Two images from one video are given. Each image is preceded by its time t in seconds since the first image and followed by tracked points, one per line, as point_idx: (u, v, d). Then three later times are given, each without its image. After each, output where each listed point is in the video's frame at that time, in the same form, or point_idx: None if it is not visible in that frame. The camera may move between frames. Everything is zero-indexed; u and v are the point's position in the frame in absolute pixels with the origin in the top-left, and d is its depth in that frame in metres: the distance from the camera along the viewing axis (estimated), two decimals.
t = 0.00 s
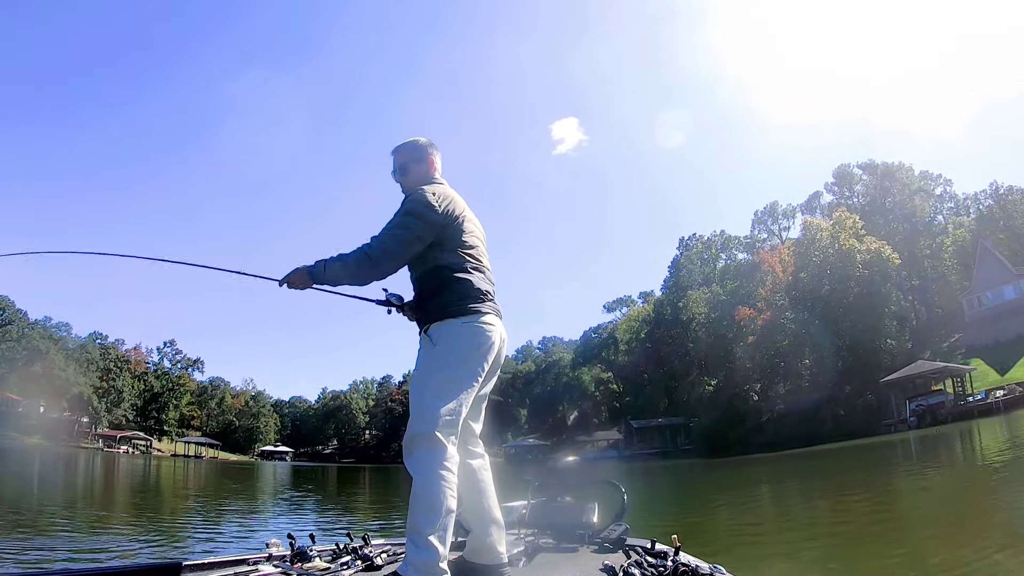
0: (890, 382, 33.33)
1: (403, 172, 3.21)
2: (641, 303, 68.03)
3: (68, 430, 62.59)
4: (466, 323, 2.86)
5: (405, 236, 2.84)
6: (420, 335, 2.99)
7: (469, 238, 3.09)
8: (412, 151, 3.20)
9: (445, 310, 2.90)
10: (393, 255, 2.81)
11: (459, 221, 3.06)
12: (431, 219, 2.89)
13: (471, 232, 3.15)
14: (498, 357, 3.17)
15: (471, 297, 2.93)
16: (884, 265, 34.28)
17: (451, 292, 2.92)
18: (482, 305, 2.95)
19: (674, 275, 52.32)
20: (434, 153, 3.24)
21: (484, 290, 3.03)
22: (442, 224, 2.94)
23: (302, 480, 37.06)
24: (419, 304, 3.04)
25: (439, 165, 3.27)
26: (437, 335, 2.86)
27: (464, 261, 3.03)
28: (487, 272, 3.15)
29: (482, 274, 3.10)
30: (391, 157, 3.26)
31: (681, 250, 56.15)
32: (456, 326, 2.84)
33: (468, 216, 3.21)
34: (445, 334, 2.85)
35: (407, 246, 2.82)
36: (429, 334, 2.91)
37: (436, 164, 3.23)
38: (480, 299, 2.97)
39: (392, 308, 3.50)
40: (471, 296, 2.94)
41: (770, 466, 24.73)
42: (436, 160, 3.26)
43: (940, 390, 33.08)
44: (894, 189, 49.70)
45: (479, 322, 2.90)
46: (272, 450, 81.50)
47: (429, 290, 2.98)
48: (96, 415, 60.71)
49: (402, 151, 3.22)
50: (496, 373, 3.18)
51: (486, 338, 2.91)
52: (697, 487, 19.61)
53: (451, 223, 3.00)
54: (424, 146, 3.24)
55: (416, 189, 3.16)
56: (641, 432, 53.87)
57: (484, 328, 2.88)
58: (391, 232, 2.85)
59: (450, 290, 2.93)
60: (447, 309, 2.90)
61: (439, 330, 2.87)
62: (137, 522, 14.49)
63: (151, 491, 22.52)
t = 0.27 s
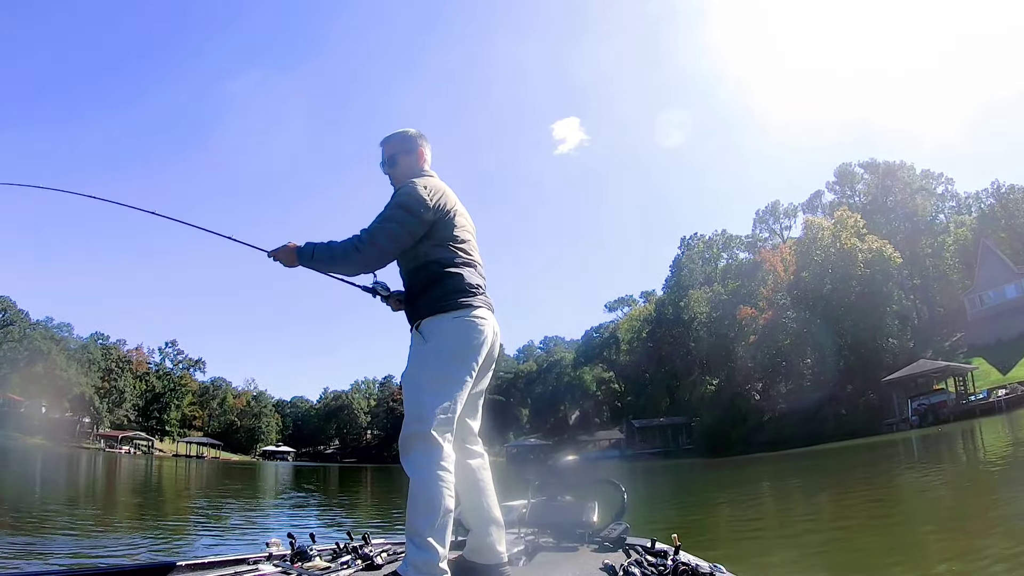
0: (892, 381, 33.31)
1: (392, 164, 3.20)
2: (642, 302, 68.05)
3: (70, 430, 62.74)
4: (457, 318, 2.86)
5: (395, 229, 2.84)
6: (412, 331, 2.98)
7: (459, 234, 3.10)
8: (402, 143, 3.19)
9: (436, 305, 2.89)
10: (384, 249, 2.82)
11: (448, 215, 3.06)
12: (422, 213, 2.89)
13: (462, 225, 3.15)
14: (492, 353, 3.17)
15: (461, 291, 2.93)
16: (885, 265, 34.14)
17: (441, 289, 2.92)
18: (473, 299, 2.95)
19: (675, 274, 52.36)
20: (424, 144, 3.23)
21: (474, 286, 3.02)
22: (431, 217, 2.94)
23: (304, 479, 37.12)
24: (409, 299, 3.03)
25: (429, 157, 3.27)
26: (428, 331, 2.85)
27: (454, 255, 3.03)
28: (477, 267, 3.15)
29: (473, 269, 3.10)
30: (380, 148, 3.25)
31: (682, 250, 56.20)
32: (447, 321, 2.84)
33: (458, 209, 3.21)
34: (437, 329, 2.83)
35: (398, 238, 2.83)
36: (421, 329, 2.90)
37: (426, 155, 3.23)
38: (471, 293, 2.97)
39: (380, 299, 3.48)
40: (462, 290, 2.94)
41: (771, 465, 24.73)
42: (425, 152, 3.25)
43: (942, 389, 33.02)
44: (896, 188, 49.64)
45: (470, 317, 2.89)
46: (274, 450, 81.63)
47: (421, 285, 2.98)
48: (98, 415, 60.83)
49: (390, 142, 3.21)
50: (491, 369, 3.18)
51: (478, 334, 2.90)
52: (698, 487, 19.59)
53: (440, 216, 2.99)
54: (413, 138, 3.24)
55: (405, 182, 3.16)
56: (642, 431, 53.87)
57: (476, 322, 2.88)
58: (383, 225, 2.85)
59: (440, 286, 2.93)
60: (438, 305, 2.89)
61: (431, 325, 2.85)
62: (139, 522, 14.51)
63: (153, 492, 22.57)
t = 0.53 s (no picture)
0: (893, 381, 33.25)
1: (389, 160, 3.20)
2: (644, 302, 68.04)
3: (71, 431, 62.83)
4: (454, 318, 2.86)
5: (392, 226, 2.84)
6: (409, 330, 2.98)
7: (457, 232, 3.10)
8: (398, 139, 3.19)
9: (434, 303, 2.89)
10: (382, 245, 2.82)
11: (446, 211, 3.06)
12: (420, 210, 2.90)
13: (459, 223, 3.15)
14: (490, 352, 3.16)
15: (458, 289, 2.93)
16: (887, 265, 34.03)
17: (438, 287, 2.92)
18: (470, 298, 2.95)
19: (676, 275, 52.35)
20: (421, 140, 3.22)
21: (472, 285, 3.03)
22: (428, 215, 2.95)
23: (305, 480, 37.14)
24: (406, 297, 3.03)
25: (426, 152, 3.26)
26: (426, 330, 2.85)
27: (451, 253, 3.03)
28: (475, 266, 3.16)
29: (470, 268, 3.10)
30: (377, 143, 3.24)
31: (684, 250, 56.23)
32: (445, 320, 2.84)
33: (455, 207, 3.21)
34: (436, 327, 2.83)
35: (395, 235, 2.82)
36: (418, 329, 2.89)
37: (423, 152, 3.23)
38: (468, 292, 2.97)
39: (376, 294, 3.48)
40: (459, 288, 2.94)
41: (773, 465, 24.71)
42: (422, 148, 3.25)
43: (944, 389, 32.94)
44: (897, 188, 49.57)
45: (468, 315, 2.90)
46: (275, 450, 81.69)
47: (418, 283, 2.99)
48: (99, 415, 60.90)
49: (387, 138, 3.21)
50: (489, 368, 3.18)
51: (476, 333, 2.91)
52: (700, 487, 19.56)
53: (438, 213, 3.00)
54: (410, 134, 3.23)
55: (402, 178, 3.15)
56: (644, 431, 53.82)
57: (473, 321, 2.88)
58: (380, 221, 2.84)
59: (437, 285, 2.93)
60: (436, 303, 2.89)
61: (429, 324, 2.85)
62: (140, 522, 14.52)
63: (155, 492, 22.60)
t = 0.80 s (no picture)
0: (895, 382, 33.22)
1: (392, 159, 3.20)
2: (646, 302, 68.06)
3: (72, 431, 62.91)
4: (454, 317, 2.86)
5: (393, 225, 2.84)
6: (409, 330, 2.97)
7: (458, 232, 3.11)
8: (402, 138, 3.19)
9: (433, 305, 2.89)
10: (383, 244, 2.82)
11: (448, 211, 3.07)
12: (422, 210, 2.90)
13: (461, 223, 3.15)
14: (490, 351, 3.16)
15: (458, 289, 2.94)
16: (889, 265, 33.92)
17: (437, 288, 2.92)
18: (470, 298, 2.95)
19: (679, 275, 52.34)
20: (425, 139, 3.22)
21: (472, 286, 3.03)
22: (430, 215, 2.95)
23: (306, 480, 37.17)
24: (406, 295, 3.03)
25: (429, 152, 3.26)
26: (425, 330, 2.85)
27: (452, 253, 3.03)
28: (476, 266, 3.16)
29: (472, 268, 3.10)
30: (381, 142, 3.24)
31: (686, 250, 56.23)
32: (445, 319, 2.84)
33: (457, 208, 3.22)
34: (435, 327, 2.83)
35: (396, 234, 2.82)
36: (418, 329, 2.89)
37: (426, 151, 3.23)
38: (468, 291, 2.97)
39: (378, 292, 3.49)
40: (459, 287, 2.94)
41: (775, 465, 24.72)
42: (426, 147, 3.25)
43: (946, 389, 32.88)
44: (898, 188, 49.57)
45: (467, 315, 2.89)
46: (277, 450, 81.77)
47: (418, 283, 2.98)
48: (101, 415, 60.96)
49: (391, 136, 3.21)
50: (488, 368, 3.18)
51: (475, 333, 2.90)
52: (702, 487, 19.57)
53: (440, 213, 3.00)
54: (415, 133, 3.23)
55: (406, 177, 3.15)
56: (646, 431, 53.84)
57: (473, 321, 2.88)
58: (381, 219, 2.84)
59: (437, 284, 2.93)
60: (435, 303, 2.89)
61: (429, 324, 2.85)
62: (142, 522, 14.52)
63: (156, 492, 22.64)
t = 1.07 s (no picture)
0: (897, 382, 33.18)
1: (398, 160, 3.20)
2: (647, 302, 68.02)
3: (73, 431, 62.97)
4: (454, 318, 2.86)
5: (395, 225, 2.84)
6: (411, 330, 2.97)
7: (461, 234, 3.11)
8: (408, 139, 3.19)
9: (433, 305, 2.89)
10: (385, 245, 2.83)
11: (452, 213, 3.07)
12: (425, 213, 2.90)
13: (464, 225, 3.15)
14: (490, 353, 3.15)
15: (459, 290, 2.93)
16: (890, 266, 33.81)
17: (439, 289, 2.92)
18: (471, 299, 2.95)
19: (680, 275, 52.27)
20: (431, 142, 3.23)
21: (474, 287, 3.02)
22: (434, 217, 2.95)
23: (307, 480, 37.17)
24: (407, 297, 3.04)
25: (435, 154, 3.26)
26: (426, 331, 2.85)
27: (455, 255, 3.03)
28: (477, 268, 3.15)
29: (473, 270, 3.09)
30: (387, 143, 3.23)
31: (687, 250, 56.20)
32: (445, 321, 2.84)
33: (461, 210, 3.20)
34: (437, 328, 2.83)
35: (398, 234, 2.83)
36: (419, 330, 2.89)
37: (432, 153, 3.23)
38: (469, 293, 2.97)
39: (382, 291, 3.50)
40: (461, 289, 2.94)
41: (776, 466, 24.68)
42: (433, 149, 3.25)
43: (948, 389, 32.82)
44: (900, 188, 49.52)
45: (468, 316, 2.89)
46: (278, 450, 81.80)
47: (419, 284, 2.98)
48: (102, 415, 61.01)
49: (397, 137, 3.20)
50: (489, 369, 3.18)
51: (476, 333, 2.90)
52: (703, 487, 19.55)
53: (444, 215, 3.00)
54: (421, 135, 3.23)
55: (410, 180, 3.15)
56: (647, 431, 53.79)
57: (474, 323, 2.87)
58: (384, 219, 2.84)
59: (438, 285, 2.93)
60: (436, 304, 2.88)
61: (430, 324, 2.85)
62: (142, 522, 14.50)
63: (157, 492, 22.65)
